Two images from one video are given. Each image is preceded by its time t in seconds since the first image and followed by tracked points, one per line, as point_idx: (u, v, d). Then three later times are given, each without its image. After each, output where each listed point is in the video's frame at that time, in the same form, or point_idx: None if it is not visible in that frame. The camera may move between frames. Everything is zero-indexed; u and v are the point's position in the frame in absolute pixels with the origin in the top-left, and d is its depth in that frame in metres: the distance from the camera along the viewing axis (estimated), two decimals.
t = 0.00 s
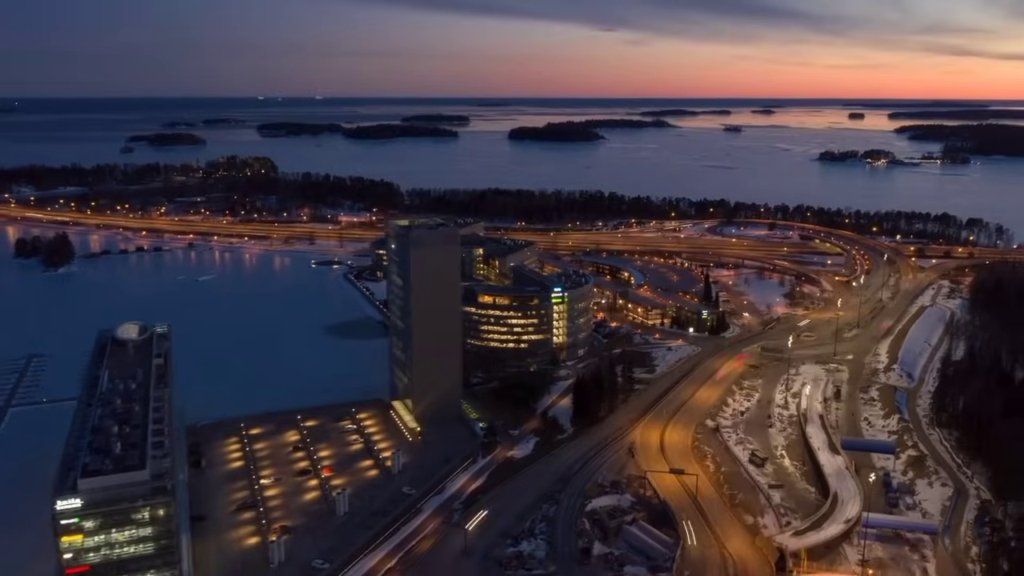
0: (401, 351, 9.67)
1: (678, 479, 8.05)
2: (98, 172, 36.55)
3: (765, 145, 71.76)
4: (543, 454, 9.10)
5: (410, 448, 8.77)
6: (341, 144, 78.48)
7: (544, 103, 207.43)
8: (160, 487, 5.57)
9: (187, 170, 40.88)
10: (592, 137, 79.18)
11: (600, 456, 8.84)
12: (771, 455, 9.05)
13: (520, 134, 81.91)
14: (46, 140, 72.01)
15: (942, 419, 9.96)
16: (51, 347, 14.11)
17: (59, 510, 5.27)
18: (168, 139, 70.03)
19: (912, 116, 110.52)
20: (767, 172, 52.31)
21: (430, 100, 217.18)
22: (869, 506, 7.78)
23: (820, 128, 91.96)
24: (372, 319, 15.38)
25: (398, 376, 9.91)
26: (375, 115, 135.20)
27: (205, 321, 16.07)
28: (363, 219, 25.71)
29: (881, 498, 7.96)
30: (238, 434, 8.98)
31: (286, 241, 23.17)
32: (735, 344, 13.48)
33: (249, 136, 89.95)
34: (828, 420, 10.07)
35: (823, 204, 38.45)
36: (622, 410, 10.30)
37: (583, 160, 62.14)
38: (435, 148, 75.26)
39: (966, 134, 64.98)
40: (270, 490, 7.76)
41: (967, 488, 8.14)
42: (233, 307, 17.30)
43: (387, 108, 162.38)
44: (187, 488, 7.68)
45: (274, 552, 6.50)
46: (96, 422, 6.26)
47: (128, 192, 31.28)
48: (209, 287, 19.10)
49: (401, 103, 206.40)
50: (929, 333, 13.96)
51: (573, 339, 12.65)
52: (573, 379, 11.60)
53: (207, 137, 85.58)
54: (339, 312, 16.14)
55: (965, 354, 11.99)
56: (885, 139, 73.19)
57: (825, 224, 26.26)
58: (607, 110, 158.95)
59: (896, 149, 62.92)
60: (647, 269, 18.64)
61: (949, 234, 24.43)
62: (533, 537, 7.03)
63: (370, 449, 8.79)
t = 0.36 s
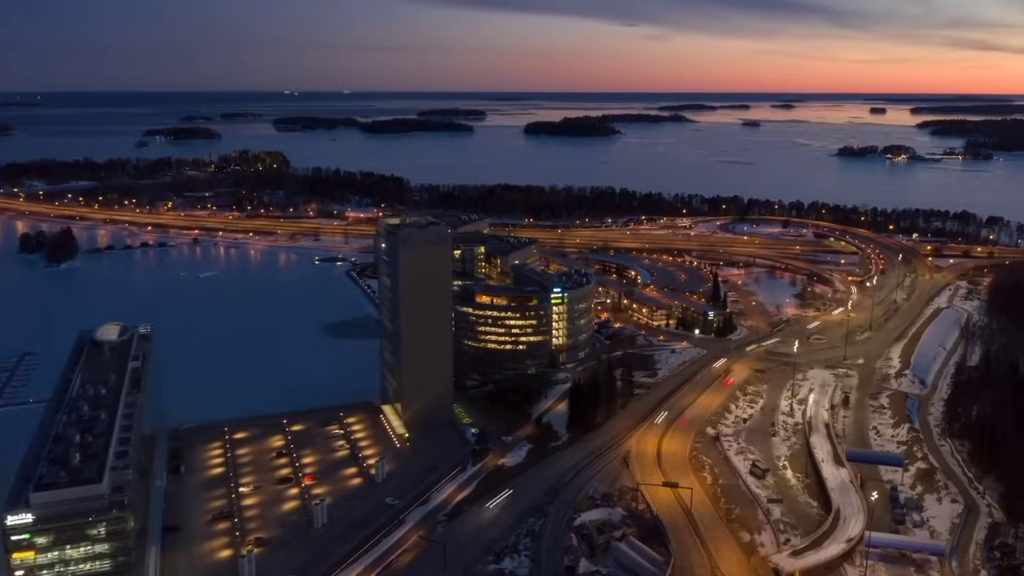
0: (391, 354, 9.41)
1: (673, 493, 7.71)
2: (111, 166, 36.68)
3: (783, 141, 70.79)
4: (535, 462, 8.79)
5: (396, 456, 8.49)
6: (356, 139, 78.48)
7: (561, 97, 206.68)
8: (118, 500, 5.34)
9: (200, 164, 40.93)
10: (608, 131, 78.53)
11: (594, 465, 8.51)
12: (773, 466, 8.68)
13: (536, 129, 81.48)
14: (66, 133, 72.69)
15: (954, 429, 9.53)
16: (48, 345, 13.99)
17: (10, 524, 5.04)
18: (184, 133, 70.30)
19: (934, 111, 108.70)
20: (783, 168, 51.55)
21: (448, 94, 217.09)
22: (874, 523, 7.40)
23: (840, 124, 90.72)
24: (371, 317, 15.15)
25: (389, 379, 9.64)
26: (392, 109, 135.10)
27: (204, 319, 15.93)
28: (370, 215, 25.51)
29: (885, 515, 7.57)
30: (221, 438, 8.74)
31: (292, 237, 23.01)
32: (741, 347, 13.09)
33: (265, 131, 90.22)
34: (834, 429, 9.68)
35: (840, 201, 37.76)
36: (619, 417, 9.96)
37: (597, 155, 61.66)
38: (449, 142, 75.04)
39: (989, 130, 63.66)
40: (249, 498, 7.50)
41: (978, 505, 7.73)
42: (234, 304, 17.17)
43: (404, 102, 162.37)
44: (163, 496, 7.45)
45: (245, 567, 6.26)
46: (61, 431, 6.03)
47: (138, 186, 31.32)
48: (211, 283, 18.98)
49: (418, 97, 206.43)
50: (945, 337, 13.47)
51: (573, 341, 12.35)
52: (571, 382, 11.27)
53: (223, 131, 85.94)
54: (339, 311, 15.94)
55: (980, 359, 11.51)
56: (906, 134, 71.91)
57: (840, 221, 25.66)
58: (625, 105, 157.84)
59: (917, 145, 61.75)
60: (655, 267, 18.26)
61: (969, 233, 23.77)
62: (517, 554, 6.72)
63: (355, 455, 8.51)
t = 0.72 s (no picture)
0: (380, 356, 9.15)
1: (666, 507, 7.36)
2: (124, 160, 36.80)
3: (803, 136, 69.71)
4: (526, 470, 8.48)
5: (381, 463, 8.22)
6: (372, 133, 78.47)
7: (580, 91, 205.72)
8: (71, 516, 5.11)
9: (213, 159, 40.98)
10: (625, 126, 77.83)
11: (586, 476, 8.18)
12: (773, 478, 8.30)
13: (551, 124, 81.00)
14: (85, 127, 73.30)
15: (967, 440, 9.09)
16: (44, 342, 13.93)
17: None
18: (201, 127, 70.55)
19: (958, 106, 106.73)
20: (802, 164, 50.72)
21: (466, 88, 216.87)
22: (877, 543, 7.01)
23: (862, 118, 89.33)
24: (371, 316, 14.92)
25: (378, 382, 9.39)
26: (409, 104, 135.01)
27: (203, 316, 15.79)
28: (377, 211, 25.29)
29: (889, 532, 7.19)
30: (204, 442, 8.51)
31: (298, 232, 22.86)
32: (748, 350, 12.69)
33: (281, 125, 90.51)
34: (840, 438, 9.29)
35: (858, 198, 37.05)
36: (616, 423, 9.63)
37: (612, 150, 61.10)
38: (464, 137, 74.76)
39: (1015, 125, 62.24)
40: (225, 507, 7.26)
41: (989, 524, 7.32)
42: (235, 301, 17.01)
43: (421, 96, 162.32)
44: (138, 504, 7.23)
45: None
46: (20, 440, 5.81)
47: (149, 181, 31.34)
48: (214, 279, 18.86)
49: (436, 91, 206.33)
50: (961, 341, 12.98)
51: (573, 343, 12.03)
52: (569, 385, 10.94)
53: (241, 126, 86.28)
54: (340, 309, 15.73)
55: (997, 366, 11.03)
56: (929, 130, 70.56)
57: (857, 218, 25.06)
58: (643, 99, 156.61)
59: (940, 140, 60.51)
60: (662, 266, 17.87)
61: (991, 231, 23.08)
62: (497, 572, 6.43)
63: (339, 462, 8.25)
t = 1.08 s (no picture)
0: (369, 358, 8.93)
1: (658, 521, 7.06)
2: (137, 154, 36.93)
3: (822, 131, 68.69)
4: (517, 478, 8.21)
5: (367, 470, 7.99)
6: (387, 127, 78.37)
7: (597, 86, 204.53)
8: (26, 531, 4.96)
9: (226, 153, 41.02)
10: (641, 120, 77.21)
11: (578, 485, 7.89)
12: (773, 489, 7.98)
13: (567, 119, 80.53)
14: (103, 121, 73.84)
15: (978, 451, 8.71)
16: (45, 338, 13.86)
17: None
18: (218, 121, 70.82)
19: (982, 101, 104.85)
20: (820, 159, 49.94)
21: (483, 83, 216.50)
22: (879, 562, 6.68)
23: (882, 114, 87.97)
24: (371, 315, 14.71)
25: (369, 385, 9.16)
26: (425, 98, 134.75)
27: (204, 313, 15.67)
28: (385, 206, 25.10)
29: (892, 550, 6.85)
30: (187, 447, 8.34)
31: (304, 228, 22.73)
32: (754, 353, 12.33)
33: (298, 119, 90.70)
34: (845, 447, 8.94)
35: (875, 194, 36.36)
36: (613, 430, 9.33)
37: (627, 145, 60.56)
38: (479, 132, 74.47)
39: None
40: (203, 515, 7.07)
41: (999, 543, 6.96)
42: (236, 298, 16.89)
43: (438, 91, 162.12)
44: (114, 511, 7.04)
45: None
46: None
47: (160, 175, 31.38)
48: (218, 275, 18.77)
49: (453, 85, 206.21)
50: (976, 346, 12.53)
51: (573, 345, 11.72)
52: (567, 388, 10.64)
53: (257, 120, 86.54)
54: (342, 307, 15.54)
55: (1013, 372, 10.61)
56: (951, 125, 69.28)
57: (874, 216, 24.49)
58: (661, 94, 155.28)
59: (963, 136, 59.33)
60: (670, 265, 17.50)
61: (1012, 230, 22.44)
62: None
63: (324, 467, 8.03)
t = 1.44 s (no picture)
0: (357, 360, 8.69)
1: (648, 538, 6.75)
2: (152, 146, 37.07)
3: (845, 126, 67.52)
4: (506, 486, 7.92)
5: (350, 478, 7.74)
6: (405, 121, 78.32)
7: (617, 80, 203.41)
8: None
9: (241, 146, 41.10)
10: (660, 115, 76.43)
11: (567, 497, 7.58)
12: (773, 503, 7.62)
13: (586, 113, 80.00)
14: (125, 113, 74.46)
15: (992, 466, 8.28)
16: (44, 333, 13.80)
17: None
18: (236, 114, 71.13)
19: (1011, 96, 102.65)
20: (841, 155, 49.03)
21: (503, 76, 216.13)
22: None
23: (908, 108, 86.34)
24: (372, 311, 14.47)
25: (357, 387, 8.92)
26: (445, 92, 134.52)
27: (206, 310, 15.57)
28: (394, 201, 24.90)
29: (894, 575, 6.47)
30: (169, 451, 8.15)
31: (312, 223, 22.60)
32: (761, 355, 11.94)
33: (316, 113, 90.99)
34: (851, 460, 8.54)
35: (897, 191, 35.56)
36: (609, 437, 9.01)
37: (645, 140, 59.93)
38: (497, 125, 74.17)
39: None
40: (177, 523, 6.86)
41: (1009, 567, 6.56)
42: (239, 294, 16.77)
43: (458, 85, 161.92)
44: (86, 519, 6.86)
45: None
46: None
47: (173, 169, 31.47)
48: (223, 270, 18.67)
49: (473, 79, 205.97)
50: (994, 352, 12.02)
51: (573, 347, 11.41)
52: (565, 392, 10.33)
53: (276, 113, 86.91)
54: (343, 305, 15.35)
55: None
56: (979, 120, 67.81)
57: (893, 214, 23.86)
58: (682, 88, 153.98)
59: (990, 131, 57.97)
60: (679, 263, 17.10)
61: None
62: None
63: (307, 474, 7.80)
